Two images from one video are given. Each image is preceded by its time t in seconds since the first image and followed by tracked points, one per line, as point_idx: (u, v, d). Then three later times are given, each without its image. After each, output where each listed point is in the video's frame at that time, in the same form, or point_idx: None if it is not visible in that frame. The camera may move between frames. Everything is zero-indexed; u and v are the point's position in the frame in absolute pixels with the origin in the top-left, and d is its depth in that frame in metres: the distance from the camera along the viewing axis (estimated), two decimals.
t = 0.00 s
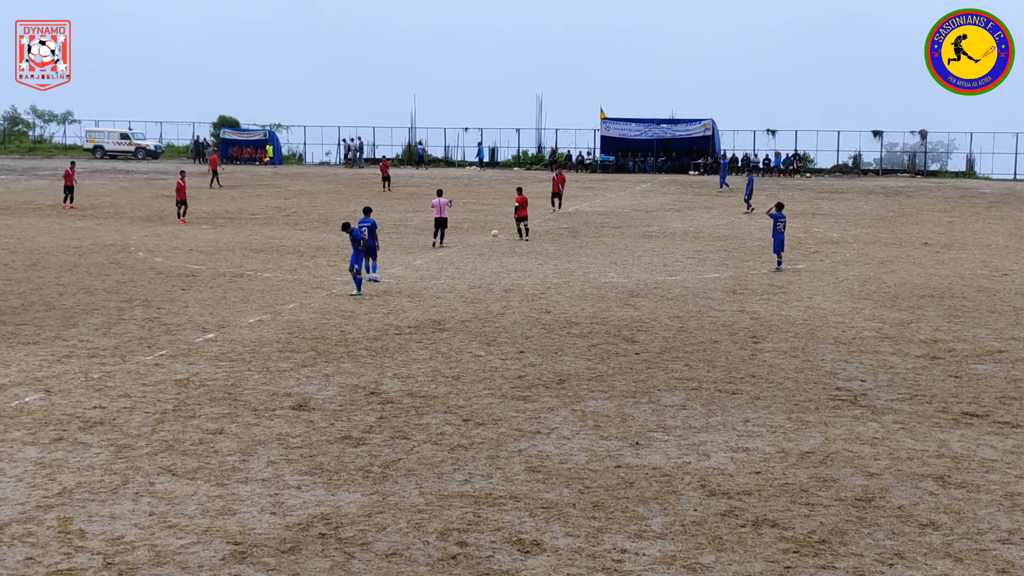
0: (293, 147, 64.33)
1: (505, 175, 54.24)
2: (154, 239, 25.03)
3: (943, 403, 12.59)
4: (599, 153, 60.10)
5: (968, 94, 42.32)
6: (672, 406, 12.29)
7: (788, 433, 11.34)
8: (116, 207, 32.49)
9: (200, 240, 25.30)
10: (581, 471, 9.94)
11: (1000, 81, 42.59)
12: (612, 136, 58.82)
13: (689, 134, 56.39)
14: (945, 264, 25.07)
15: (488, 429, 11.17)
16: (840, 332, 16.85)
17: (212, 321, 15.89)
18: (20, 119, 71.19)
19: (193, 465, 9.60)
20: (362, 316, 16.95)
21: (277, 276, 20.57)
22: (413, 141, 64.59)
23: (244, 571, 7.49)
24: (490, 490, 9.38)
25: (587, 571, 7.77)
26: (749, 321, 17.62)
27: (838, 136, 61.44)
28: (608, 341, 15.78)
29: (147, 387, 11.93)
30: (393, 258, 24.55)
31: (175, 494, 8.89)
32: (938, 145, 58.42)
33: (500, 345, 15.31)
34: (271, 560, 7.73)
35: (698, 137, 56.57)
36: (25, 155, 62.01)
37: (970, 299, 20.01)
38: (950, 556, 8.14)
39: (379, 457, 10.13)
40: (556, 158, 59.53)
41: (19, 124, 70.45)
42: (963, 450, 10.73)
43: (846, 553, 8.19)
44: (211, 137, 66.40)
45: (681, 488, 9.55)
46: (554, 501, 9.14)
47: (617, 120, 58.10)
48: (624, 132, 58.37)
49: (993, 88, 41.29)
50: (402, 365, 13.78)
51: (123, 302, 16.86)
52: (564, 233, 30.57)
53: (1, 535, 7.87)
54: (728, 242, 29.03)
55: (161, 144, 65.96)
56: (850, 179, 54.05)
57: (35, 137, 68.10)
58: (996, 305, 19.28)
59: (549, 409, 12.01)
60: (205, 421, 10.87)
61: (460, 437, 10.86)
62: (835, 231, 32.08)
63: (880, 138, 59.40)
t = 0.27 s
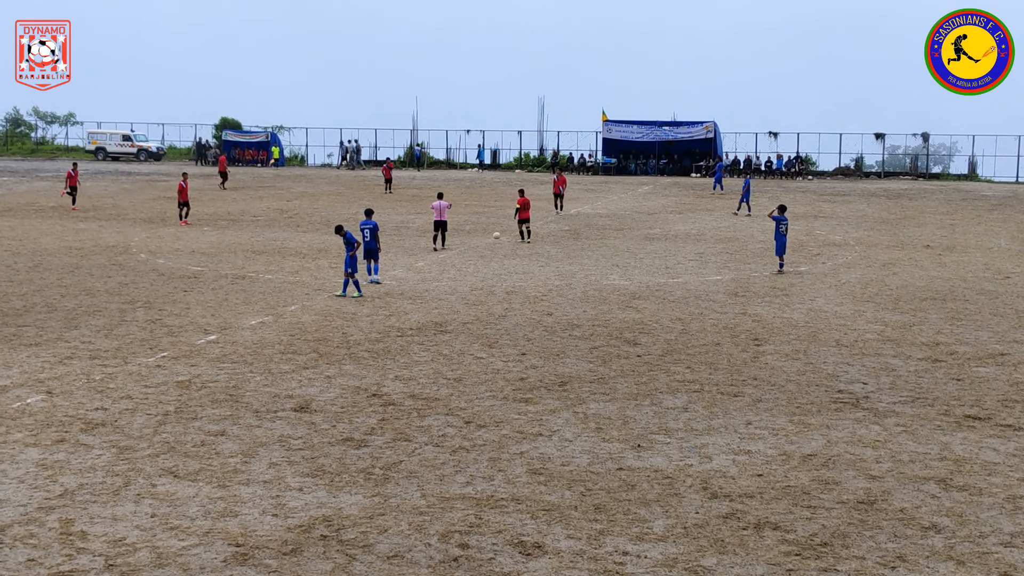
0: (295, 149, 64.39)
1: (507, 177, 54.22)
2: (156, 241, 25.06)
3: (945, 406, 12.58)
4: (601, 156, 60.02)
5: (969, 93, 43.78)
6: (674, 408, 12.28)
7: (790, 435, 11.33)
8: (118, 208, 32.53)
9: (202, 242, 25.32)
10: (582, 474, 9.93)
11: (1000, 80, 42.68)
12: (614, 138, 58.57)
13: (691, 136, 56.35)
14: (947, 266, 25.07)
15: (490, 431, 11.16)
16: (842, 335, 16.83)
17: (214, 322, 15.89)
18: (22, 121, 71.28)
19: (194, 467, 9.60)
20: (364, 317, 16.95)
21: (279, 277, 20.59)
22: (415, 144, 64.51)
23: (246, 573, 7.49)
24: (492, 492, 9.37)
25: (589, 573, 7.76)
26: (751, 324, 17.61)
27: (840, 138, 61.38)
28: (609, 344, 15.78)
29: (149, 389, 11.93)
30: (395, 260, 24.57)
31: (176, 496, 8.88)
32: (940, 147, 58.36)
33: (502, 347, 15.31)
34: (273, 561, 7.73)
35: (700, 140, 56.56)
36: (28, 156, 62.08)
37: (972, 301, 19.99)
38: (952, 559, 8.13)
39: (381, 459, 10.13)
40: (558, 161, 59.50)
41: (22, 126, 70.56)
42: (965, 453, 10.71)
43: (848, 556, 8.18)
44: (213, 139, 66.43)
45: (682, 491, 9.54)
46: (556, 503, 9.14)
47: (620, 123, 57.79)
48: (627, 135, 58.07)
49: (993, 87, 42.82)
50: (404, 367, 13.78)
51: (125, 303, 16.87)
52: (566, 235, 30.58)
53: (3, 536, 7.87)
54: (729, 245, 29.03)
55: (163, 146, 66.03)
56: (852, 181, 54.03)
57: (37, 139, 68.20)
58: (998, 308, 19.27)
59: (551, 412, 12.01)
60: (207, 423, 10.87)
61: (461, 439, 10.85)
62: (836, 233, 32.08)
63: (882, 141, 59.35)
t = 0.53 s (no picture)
0: (296, 150, 64.42)
1: (508, 178, 54.22)
2: (158, 242, 25.07)
3: (946, 408, 12.56)
4: (603, 157, 60.02)
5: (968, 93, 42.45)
6: (676, 410, 12.27)
7: (791, 437, 11.32)
8: (120, 209, 32.56)
9: (204, 243, 25.33)
10: (584, 475, 9.92)
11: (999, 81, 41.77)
12: (616, 139, 58.40)
13: (693, 138, 56.36)
14: (948, 268, 25.04)
15: (491, 433, 11.16)
16: (844, 336, 16.82)
17: (216, 323, 15.89)
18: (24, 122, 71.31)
19: (196, 468, 9.59)
20: (365, 319, 16.96)
21: (281, 279, 20.59)
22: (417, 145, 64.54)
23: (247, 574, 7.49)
24: (493, 493, 9.37)
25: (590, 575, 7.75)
26: (753, 325, 17.59)
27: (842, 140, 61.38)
28: (611, 345, 15.77)
29: (151, 390, 11.93)
30: (396, 261, 24.57)
31: (178, 497, 8.88)
32: (942, 149, 58.38)
33: (504, 348, 15.30)
34: (274, 563, 7.73)
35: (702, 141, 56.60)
36: (30, 157, 62.12)
37: (974, 303, 19.97)
38: (954, 561, 8.12)
39: (382, 460, 10.12)
40: (560, 162, 59.53)
41: (24, 126, 70.62)
42: (967, 455, 10.70)
43: (849, 558, 8.16)
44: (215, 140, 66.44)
45: (684, 493, 9.53)
46: (557, 505, 9.13)
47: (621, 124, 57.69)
48: (628, 136, 57.93)
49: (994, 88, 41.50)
50: (406, 369, 13.78)
51: (127, 304, 16.87)
52: (567, 237, 30.58)
53: (4, 537, 7.87)
54: (731, 246, 29.02)
55: (165, 147, 66.08)
56: (854, 183, 54.03)
57: (39, 139, 68.28)
58: (1000, 310, 19.24)
59: (552, 413, 12.00)
60: (209, 424, 10.87)
61: (463, 441, 10.85)
62: (838, 234, 32.05)
63: (884, 142, 59.35)
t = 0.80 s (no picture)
0: (298, 150, 64.43)
1: (509, 179, 54.19)
2: (160, 242, 25.06)
3: (948, 409, 12.54)
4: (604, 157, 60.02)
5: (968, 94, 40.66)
6: (677, 411, 12.26)
7: (793, 438, 11.31)
8: (121, 209, 32.56)
9: (205, 243, 25.33)
10: (585, 476, 9.92)
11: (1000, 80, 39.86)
12: (617, 140, 58.31)
13: (694, 139, 56.38)
14: (950, 269, 25.00)
15: (493, 433, 11.16)
16: (845, 338, 16.79)
17: (217, 323, 15.89)
18: (26, 122, 71.32)
19: (198, 468, 9.60)
20: (367, 319, 16.95)
21: (283, 279, 20.58)
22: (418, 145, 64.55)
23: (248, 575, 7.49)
24: (495, 494, 9.36)
25: None
26: (754, 326, 17.57)
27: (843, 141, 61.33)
28: (613, 346, 15.75)
29: (152, 390, 11.93)
30: (398, 261, 24.56)
31: (180, 497, 8.88)
32: (944, 150, 58.35)
33: (505, 349, 15.30)
34: (276, 563, 7.72)
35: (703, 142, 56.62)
36: (31, 157, 62.13)
37: (976, 304, 19.93)
38: (955, 562, 8.11)
39: (384, 461, 10.12)
40: (561, 162, 59.55)
41: (25, 126, 70.67)
42: (969, 456, 10.68)
43: (851, 559, 8.15)
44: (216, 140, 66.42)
45: (685, 493, 9.52)
46: (559, 506, 9.13)
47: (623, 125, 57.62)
48: (630, 137, 57.87)
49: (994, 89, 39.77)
50: (407, 369, 13.78)
51: (128, 304, 16.87)
52: (569, 237, 30.56)
53: (6, 537, 7.87)
54: (733, 247, 28.98)
55: (167, 147, 66.12)
56: (855, 184, 54.00)
57: (41, 139, 68.33)
58: (1002, 311, 19.20)
59: (554, 413, 12.00)
60: (211, 424, 10.88)
61: (464, 441, 10.85)
62: (839, 235, 31.99)
63: (885, 143, 59.30)
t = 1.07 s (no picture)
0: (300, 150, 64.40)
1: (511, 179, 54.15)
2: (162, 241, 25.06)
3: (950, 410, 12.52)
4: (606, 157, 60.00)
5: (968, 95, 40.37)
6: (679, 411, 12.25)
7: (795, 438, 11.29)
8: (124, 209, 32.56)
9: (207, 242, 25.33)
10: (587, 476, 9.90)
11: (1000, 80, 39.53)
12: (619, 140, 58.28)
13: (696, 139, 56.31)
14: (952, 269, 24.97)
15: (494, 433, 11.14)
16: (847, 338, 16.76)
17: (219, 323, 15.89)
18: (28, 121, 71.34)
19: (199, 467, 9.59)
20: (368, 319, 16.93)
21: (284, 278, 20.57)
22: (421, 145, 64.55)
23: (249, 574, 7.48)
24: (496, 494, 9.35)
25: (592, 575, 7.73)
26: (756, 326, 17.55)
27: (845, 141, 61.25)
28: (615, 346, 15.74)
29: (154, 390, 11.92)
30: (400, 261, 24.55)
31: (181, 496, 8.88)
32: (946, 150, 58.31)
33: (507, 348, 15.28)
34: (277, 562, 7.71)
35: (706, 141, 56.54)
36: (33, 156, 62.14)
37: (978, 305, 19.90)
38: (957, 563, 8.09)
39: (385, 460, 10.11)
40: (564, 162, 59.51)
41: (28, 126, 70.77)
42: (971, 457, 10.66)
43: (852, 560, 8.13)
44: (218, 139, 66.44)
45: (687, 494, 9.51)
46: (560, 506, 9.11)
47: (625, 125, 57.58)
48: (632, 137, 57.84)
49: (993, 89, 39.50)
50: (409, 369, 13.77)
51: (130, 304, 16.86)
52: (571, 237, 30.55)
53: (8, 536, 7.86)
54: (734, 247, 28.97)
55: (169, 146, 66.15)
56: (858, 184, 53.93)
57: (43, 139, 68.38)
58: (1004, 312, 19.17)
59: (556, 413, 11.99)
60: (212, 423, 10.87)
61: (466, 441, 10.83)
62: (842, 236, 31.97)
63: (888, 143, 59.24)
